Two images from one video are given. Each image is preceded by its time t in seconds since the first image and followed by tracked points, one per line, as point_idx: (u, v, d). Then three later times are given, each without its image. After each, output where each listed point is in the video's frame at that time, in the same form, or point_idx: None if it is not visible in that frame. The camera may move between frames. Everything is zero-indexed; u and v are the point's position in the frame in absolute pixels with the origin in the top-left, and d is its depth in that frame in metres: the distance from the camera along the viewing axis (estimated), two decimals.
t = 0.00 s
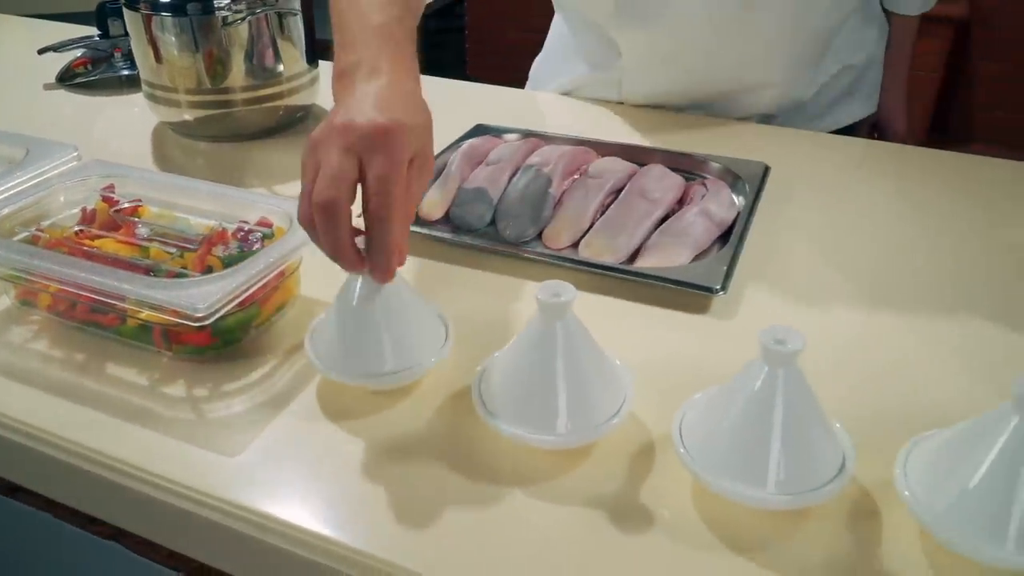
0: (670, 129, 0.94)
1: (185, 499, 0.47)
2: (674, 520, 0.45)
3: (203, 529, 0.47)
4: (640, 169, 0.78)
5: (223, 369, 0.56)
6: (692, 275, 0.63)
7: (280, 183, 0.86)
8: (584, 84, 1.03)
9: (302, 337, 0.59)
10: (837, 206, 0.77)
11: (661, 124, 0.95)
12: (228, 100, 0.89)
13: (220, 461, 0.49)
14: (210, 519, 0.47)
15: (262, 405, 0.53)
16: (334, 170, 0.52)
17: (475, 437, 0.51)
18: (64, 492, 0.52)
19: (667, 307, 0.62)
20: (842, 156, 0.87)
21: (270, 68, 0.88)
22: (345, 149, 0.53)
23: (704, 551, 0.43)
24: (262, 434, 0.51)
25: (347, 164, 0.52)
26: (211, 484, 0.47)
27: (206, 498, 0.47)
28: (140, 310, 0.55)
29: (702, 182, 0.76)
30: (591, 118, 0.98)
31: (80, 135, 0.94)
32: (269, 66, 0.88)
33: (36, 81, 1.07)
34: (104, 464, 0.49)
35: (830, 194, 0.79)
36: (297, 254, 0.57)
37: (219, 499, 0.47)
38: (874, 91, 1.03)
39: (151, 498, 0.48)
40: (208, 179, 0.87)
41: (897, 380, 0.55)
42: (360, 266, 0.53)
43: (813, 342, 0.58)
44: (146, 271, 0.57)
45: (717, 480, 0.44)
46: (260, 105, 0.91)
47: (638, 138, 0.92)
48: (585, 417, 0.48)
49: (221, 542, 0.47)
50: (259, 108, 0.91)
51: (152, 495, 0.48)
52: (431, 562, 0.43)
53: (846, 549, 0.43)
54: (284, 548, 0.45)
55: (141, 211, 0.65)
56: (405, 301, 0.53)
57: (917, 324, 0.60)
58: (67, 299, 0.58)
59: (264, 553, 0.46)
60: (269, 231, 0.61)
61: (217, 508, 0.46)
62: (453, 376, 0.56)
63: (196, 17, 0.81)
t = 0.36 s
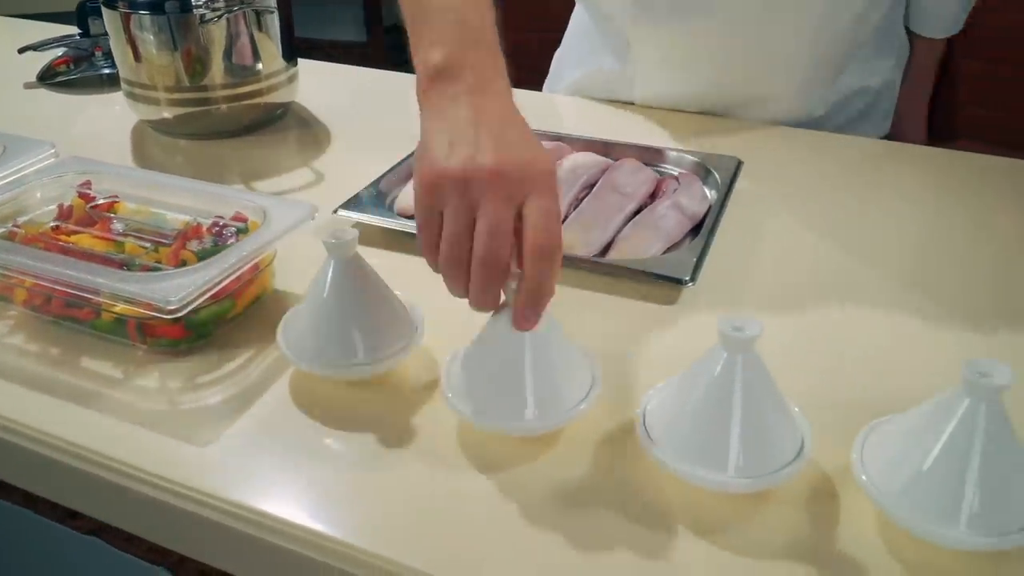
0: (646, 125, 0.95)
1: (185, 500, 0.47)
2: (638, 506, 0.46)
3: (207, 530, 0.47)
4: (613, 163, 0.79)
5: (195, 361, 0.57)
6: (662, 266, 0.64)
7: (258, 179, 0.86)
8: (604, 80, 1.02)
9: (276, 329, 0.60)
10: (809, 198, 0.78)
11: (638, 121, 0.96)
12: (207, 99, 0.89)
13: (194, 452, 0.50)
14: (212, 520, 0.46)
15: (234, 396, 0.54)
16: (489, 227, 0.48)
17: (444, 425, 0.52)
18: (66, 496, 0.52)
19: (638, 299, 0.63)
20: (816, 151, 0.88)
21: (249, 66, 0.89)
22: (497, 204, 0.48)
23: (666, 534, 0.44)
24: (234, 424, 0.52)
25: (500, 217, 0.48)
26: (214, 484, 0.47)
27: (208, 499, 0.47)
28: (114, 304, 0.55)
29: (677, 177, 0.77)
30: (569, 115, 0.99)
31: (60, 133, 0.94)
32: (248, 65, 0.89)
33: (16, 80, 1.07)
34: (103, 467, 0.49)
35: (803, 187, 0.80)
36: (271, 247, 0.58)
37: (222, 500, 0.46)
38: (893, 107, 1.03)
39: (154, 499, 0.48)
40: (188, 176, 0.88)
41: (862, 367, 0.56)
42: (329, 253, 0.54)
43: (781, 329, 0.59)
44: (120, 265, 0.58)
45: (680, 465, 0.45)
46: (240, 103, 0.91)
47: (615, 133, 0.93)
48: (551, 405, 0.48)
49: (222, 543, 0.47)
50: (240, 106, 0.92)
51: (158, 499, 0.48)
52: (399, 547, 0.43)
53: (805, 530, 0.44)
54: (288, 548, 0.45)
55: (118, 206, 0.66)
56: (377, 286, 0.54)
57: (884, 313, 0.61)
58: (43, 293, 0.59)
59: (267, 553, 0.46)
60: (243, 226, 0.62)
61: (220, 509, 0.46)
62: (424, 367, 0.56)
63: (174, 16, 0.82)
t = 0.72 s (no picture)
0: (622, 121, 0.96)
1: (184, 500, 0.47)
2: (600, 491, 0.47)
3: (209, 531, 0.47)
4: (586, 159, 0.80)
5: (168, 354, 0.58)
6: (630, 258, 0.65)
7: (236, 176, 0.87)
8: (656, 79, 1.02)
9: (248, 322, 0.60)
10: (779, 193, 0.79)
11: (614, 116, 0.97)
12: (187, 98, 0.90)
13: (169, 442, 0.50)
14: (215, 520, 0.46)
15: (206, 387, 0.55)
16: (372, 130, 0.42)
17: (412, 414, 0.53)
18: (68, 499, 0.51)
19: (608, 291, 0.64)
20: (790, 146, 0.89)
21: (227, 65, 0.89)
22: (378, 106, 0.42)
23: (629, 518, 0.45)
24: (205, 414, 0.53)
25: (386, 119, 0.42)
26: (215, 484, 0.47)
27: (209, 499, 0.47)
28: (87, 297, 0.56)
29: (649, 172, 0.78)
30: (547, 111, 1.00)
31: (38, 131, 0.95)
32: (226, 63, 0.89)
33: None
34: (105, 468, 0.49)
35: (774, 181, 0.81)
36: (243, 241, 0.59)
37: (221, 500, 0.46)
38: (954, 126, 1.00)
39: (154, 500, 0.48)
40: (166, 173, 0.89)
41: (824, 355, 0.57)
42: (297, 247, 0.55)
43: (747, 319, 0.60)
44: (93, 260, 0.59)
45: (642, 451, 0.46)
46: (219, 101, 0.92)
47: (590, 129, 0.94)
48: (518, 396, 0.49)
49: (222, 544, 0.47)
50: (219, 104, 0.93)
51: (158, 499, 0.48)
52: (369, 534, 0.44)
53: (762, 513, 0.45)
54: (290, 545, 0.45)
55: (93, 203, 0.67)
56: (342, 280, 0.54)
57: (849, 303, 0.63)
58: (16, 287, 0.59)
59: (269, 550, 0.45)
60: (217, 220, 0.63)
61: (221, 508, 0.46)
62: (394, 358, 0.57)
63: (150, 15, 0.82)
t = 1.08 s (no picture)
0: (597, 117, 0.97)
1: (185, 499, 0.47)
2: (561, 474, 0.48)
3: (211, 530, 0.47)
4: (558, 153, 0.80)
5: (140, 346, 0.58)
6: (598, 250, 0.66)
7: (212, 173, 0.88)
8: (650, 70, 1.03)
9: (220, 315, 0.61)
10: (749, 186, 0.80)
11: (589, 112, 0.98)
12: (163, 95, 0.91)
13: (142, 433, 0.51)
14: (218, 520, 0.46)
15: (177, 379, 0.55)
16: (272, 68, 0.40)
17: (380, 403, 0.54)
18: (66, 497, 0.51)
19: (577, 282, 0.65)
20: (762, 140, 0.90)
21: (203, 63, 0.90)
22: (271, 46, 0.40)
23: (591, 501, 0.46)
24: (175, 405, 0.53)
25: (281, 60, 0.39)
26: (213, 483, 0.47)
27: (210, 498, 0.47)
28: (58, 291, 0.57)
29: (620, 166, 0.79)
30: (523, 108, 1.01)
31: (16, 129, 0.95)
32: (202, 60, 0.90)
33: None
34: (101, 467, 0.49)
35: (745, 175, 0.82)
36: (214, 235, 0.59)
37: (223, 499, 0.46)
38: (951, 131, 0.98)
39: (154, 500, 0.48)
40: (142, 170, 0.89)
41: (785, 344, 0.58)
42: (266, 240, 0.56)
43: (713, 309, 0.61)
44: (65, 254, 0.59)
45: (603, 437, 0.47)
46: (196, 98, 0.93)
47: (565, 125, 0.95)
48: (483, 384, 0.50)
49: (224, 543, 0.47)
50: (196, 101, 0.93)
51: (159, 499, 0.48)
52: (341, 520, 0.45)
53: (721, 495, 0.46)
54: (292, 546, 0.45)
55: (66, 198, 0.67)
56: (311, 272, 0.55)
57: (813, 292, 0.64)
58: None
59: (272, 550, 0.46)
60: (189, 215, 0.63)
61: (221, 508, 0.46)
62: (363, 349, 0.58)
63: (125, 13, 0.82)
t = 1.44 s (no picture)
0: (572, 113, 0.98)
1: (182, 498, 0.47)
2: (527, 462, 0.49)
3: (206, 529, 0.47)
4: (531, 149, 0.81)
5: (114, 340, 0.59)
6: (568, 243, 0.67)
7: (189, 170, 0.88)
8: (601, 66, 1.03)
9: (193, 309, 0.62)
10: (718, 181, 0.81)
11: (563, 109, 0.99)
12: (140, 93, 0.91)
13: (116, 426, 0.51)
14: (215, 519, 0.46)
15: (151, 372, 0.56)
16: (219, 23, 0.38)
17: (350, 394, 0.54)
18: (51, 494, 0.52)
19: (546, 275, 0.66)
20: (733, 135, 0.92)
21: (180, 62, 0.91)
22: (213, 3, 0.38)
23: (555, 488, 0.47)
24: (148, 397, 0.54)
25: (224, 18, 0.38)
26: (208, 482, 0.47)
27: (204, 497, 0.47)
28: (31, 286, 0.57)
29: (591, 161, 0.80)
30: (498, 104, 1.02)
31: None
32: (178, 58, 0.90)
33: None
34: (92, 464, 0.49)
35: (715, 170, 0.84)
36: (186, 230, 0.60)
37: (218, 497, 0.46)
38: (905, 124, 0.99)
39: (150, 499, 0.48)
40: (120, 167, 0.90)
41: (747, 333, 0.59)
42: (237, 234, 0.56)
43: (680, 300, 0.62)
44: (39, 249, 0.60)
45: (566, 425, 0.48)
46: (172, 96, 0.93)
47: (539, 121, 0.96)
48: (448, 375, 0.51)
49: (218, 542, 0.47)
50: (172, 99, 0.94)
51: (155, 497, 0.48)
52: (313, 510, 0.45)
53: (683, 481, 0.47)
54: (283, 541, 0.45)
55: (41, 195, 0.68)
56: (281, 266, 0.56)
57: (778, 284, 0.65)
58: None
59: (268, 550, 0.46)
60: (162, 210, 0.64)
61: (217, 505, 0.46)
62: (334, 341, 0.59)
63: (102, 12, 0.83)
